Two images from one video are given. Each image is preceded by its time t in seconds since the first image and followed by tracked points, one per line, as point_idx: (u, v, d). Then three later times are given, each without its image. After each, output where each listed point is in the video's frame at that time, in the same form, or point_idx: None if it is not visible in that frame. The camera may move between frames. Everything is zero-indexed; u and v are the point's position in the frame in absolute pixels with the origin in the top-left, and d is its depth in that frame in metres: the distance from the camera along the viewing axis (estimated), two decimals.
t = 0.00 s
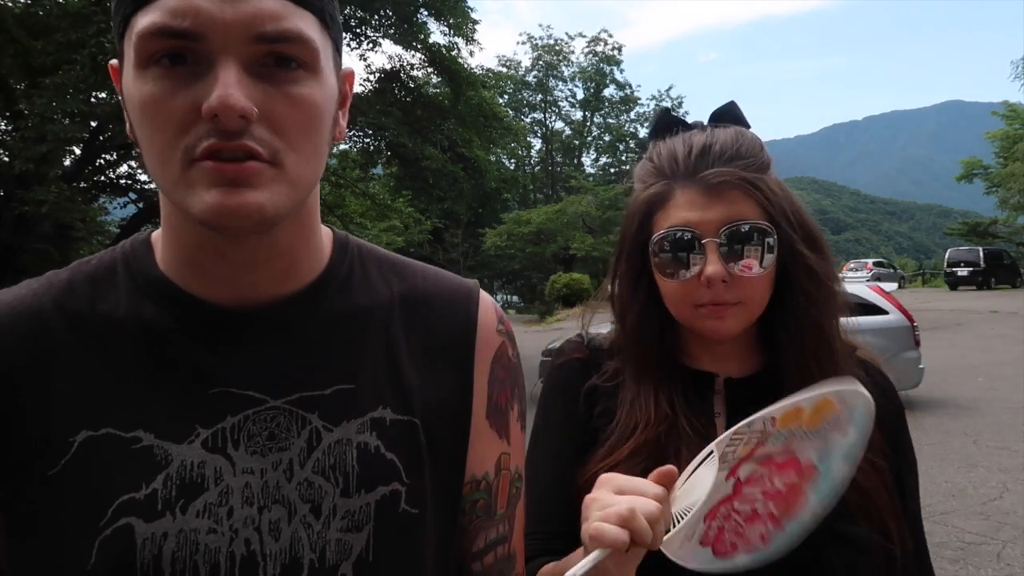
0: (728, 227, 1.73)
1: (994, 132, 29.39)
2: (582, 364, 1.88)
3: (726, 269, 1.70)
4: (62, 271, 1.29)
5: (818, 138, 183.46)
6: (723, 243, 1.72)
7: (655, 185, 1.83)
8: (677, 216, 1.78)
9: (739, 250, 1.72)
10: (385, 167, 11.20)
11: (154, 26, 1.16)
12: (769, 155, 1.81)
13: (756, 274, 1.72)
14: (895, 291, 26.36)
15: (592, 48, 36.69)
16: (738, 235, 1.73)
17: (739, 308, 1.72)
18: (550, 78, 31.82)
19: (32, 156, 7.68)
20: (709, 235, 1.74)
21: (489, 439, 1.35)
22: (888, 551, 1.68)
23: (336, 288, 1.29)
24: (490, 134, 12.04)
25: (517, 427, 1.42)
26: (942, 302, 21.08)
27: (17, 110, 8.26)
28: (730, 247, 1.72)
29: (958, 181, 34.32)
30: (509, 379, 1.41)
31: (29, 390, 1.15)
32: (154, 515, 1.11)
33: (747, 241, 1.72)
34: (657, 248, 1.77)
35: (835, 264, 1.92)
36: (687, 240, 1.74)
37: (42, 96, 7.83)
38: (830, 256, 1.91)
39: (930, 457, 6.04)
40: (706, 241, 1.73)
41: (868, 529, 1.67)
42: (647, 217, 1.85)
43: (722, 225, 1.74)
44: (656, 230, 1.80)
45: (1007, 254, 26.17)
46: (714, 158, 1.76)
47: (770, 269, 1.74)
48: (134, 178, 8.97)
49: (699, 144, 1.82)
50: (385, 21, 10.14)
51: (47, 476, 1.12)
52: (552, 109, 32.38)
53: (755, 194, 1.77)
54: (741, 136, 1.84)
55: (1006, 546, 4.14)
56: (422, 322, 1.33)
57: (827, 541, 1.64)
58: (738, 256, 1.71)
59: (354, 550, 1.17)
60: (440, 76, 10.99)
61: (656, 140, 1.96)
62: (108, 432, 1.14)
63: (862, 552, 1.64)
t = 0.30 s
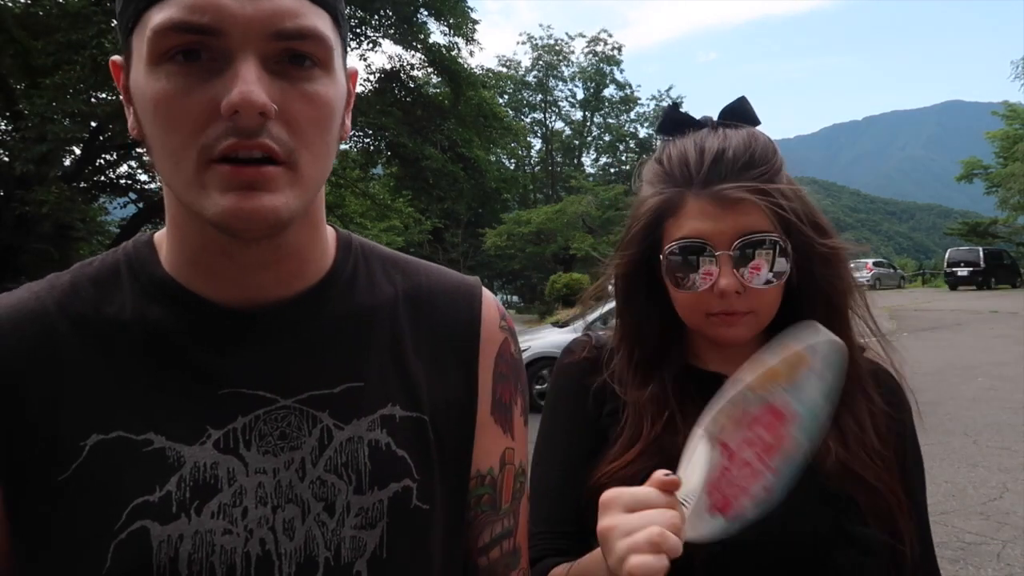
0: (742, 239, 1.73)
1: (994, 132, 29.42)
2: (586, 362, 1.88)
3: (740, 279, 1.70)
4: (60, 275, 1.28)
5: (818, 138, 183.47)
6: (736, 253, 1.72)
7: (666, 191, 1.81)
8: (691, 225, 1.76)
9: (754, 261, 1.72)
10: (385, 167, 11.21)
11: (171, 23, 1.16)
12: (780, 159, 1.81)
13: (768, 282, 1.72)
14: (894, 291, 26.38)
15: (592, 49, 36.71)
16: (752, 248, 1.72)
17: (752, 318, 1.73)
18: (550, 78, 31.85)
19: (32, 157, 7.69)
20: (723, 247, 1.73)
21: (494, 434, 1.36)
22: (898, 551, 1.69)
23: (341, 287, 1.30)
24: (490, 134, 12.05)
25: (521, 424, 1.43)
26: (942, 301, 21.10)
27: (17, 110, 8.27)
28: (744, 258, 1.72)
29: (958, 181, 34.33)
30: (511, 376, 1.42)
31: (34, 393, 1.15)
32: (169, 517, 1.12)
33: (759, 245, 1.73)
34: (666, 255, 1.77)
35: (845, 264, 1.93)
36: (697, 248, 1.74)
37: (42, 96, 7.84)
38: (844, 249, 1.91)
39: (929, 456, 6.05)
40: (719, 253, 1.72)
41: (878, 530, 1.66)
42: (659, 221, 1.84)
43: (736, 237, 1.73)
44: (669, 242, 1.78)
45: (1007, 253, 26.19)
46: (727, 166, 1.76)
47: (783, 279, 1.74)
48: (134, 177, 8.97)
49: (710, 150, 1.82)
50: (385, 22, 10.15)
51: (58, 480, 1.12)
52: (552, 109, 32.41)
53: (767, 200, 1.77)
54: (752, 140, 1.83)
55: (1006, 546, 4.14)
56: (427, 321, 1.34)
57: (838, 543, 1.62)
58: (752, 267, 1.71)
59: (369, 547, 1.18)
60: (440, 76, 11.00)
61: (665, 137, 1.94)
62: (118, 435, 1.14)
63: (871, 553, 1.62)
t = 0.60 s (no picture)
0: (751, 244, 1.73)
1: (994, 133, 29.45)
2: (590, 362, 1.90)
3: (748, 286, 1.71)
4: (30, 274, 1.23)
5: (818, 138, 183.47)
6: (744, 259, 1.73)
7: (671, 195, 1.83)
8: (698, 232, 1.77)
9: (763, 269, 1.73)
10: (386, 167, 11.23)
11: None
12: (787, 161, 1.83)
13: (773, 285, 1.72)
14: (894, 291, 26.40)
15: (592, 49, 36.73)
16: (760, 255, 1.73)
17: (757, 322, 1.74)
18: (549, 78, 31.86)
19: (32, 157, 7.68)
20: (731, 253, 1.74)
21: (482, 410, 1.39)
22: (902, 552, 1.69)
23: (321, 265, 1.31)
24: (489, 134, 12.07)
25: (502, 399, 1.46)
26: (942, 302, 21.12)
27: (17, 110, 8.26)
28: (751, 264, 1.72)
29: (958, 181, 34.35)
30: (492, 351, 1.44)
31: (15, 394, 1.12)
32: (169, 509, 1.10)
33: (765, 249, 1.73)
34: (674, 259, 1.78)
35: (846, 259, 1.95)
36: (702, 251, 1.75)
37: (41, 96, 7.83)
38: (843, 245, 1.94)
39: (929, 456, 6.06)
40: (725, 259, 1.73)
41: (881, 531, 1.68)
42: (662, 225, 1.85)
43: (743, 242, 1.74)
44: (676, 246, 1.80)
45: (1006, 253, 26.21)
46: (735, 170, 1.77)
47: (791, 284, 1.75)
48: (134, 177, 8.97)
49: (717, 152, 1.83)
50: (385, 22, 10.16)
51: (46, 483, 1.09)
52: (551, 109, 32.47)
53: (774, 204, 1.78)
54: (760, 142, 1.84)
55: (1006, 546, 4.15)
56: (403, 301, 1.36)
57: (843, 543, 1.64)
58: (760, 274, 1.72)
59: (371, 521, 1.20)
60: (440, 76, 10.99)
61: (669, 138, 1.96)
62: (107, 430, 1.11)
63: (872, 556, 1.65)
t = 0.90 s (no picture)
0: (747, 245, 1.74)
1: (993, 133, 29.52)
2: (590, 362, 1.92)
3: (741, 286, 1.72)
4: None
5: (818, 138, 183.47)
6: (739, 259, 1.73)
7: (669, 196, 1.85)
8: (693, 233, 1.78)
9: (760, 270, 1.73)
10: (385, 167, 11.23)
11: None
12: (783, 160, 1.85)
13: (768, 288, 1.73)
14: (895, 291, 26.43)
15: (591, 49, 36.75)
16: (757, 256, 1.73)
17: (752, 323, 1.75)
18: (549, 78, 31.89)
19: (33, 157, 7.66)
20: (725, 253, 1.75)
21: (450, 373, 1.45)
22: (894, 554, 1.71)
23: (292, 242, 1.32)
24: (489, 134, 12.09)
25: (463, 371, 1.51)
26: (942, 302, 21.16)
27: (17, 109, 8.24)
28: (746, 265, 1.73)
29: (958, 181, 34.40)
30: (454, 320, 1.50)
31: None
32: (176, 509, 1.06)
33: (762, 250, 1.74)
34: (667, 258, 1.79)
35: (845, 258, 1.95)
36: (698, 252, 1.76)
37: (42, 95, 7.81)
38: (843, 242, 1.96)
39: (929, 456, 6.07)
40: (720, 260, 1.74)
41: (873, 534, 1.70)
42: (660, 225, 1.87)
43: (737, 244, 1.75)
44: (670, 245, 1.81)
45: (1006, 253, 26.26)
46: (729, 171, 1.78)
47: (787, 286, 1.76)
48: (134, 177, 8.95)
49: (715, 151, 1.84)
50: (385, 22, 10.17)
51: (37, 497, 1.01)
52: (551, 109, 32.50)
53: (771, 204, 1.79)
54: (758, 141, 1.86)
55: (1006, 546, 4.17)
56: (372, 273, 1.40)
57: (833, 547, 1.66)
58: (757, 275, 1.73)
59: (370, 497, 1.21)
60: (440, 76, 11.00)
61: (668, 137, 1.98)
62: (97, 434, 1.04)
63: (864, 557, 1.67)
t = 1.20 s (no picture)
0: (744, 247, 1.77)
1: (993, 132, 29.58)
2: (584, 363, 1.98)
3: (737, 289, 1.74)
4: None
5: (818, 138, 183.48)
6: (736, 260, 1.76)
7: (666, 193, 1.87)
8: (689, 233, 1.81)
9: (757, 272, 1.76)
10: (385, 167, 11.26)
11: None
12: (784, 160, 1.86)
13: (765, 290, 1.76)
14: (894, 291, 26.47)
15: (591, 49, 36.79)
16: (754, 260, 1.76)
17: (749, 326, 1.77)
18: (549, 78, 31.91)
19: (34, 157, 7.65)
20: (721, 256, 1.77)
21: (422, 351, 1.52)
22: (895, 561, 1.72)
23: (280, 231, 1.34)
24: (490, 134, 12.13)
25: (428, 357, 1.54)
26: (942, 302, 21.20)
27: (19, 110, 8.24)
28: (744, 268, 1.76)
29: (958, 181, 34.45)
30: (417, 300, 1.55)
31: (2, 425, 0.95)
32: (214, 517, 1.06)
33: (760, 252, 1.76)
34: (665, 260, 1.82)
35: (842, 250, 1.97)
36: (694, 254, 1.79)
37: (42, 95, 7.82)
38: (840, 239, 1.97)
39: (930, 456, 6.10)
40: (716, 263, 1.77)
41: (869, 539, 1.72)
42: (657, 223, 1.90)
43: (735, 246, 1.77)
44: (667, 246, 1.84)
45: (1006, 253, 26.31)
46: (728, 171, 1.80)
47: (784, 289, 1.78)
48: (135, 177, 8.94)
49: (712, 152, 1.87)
50: (385, 22, 10.20)
51: (74, 522, 0.96)
52: (551, 109, 32.54)
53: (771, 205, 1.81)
54: (758, 140, 1.88)
55: (1006, 546, 4.19)
56: (351, 257, 1.45)
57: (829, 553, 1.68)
58: (755, 278, 1.75)
59: (378, 481, 1.28)
60: (440, 76, 11.01)
61: (670, 137, 2.01)
62: (127, 448, 1.01)
63: (862, 563, 1.68)
